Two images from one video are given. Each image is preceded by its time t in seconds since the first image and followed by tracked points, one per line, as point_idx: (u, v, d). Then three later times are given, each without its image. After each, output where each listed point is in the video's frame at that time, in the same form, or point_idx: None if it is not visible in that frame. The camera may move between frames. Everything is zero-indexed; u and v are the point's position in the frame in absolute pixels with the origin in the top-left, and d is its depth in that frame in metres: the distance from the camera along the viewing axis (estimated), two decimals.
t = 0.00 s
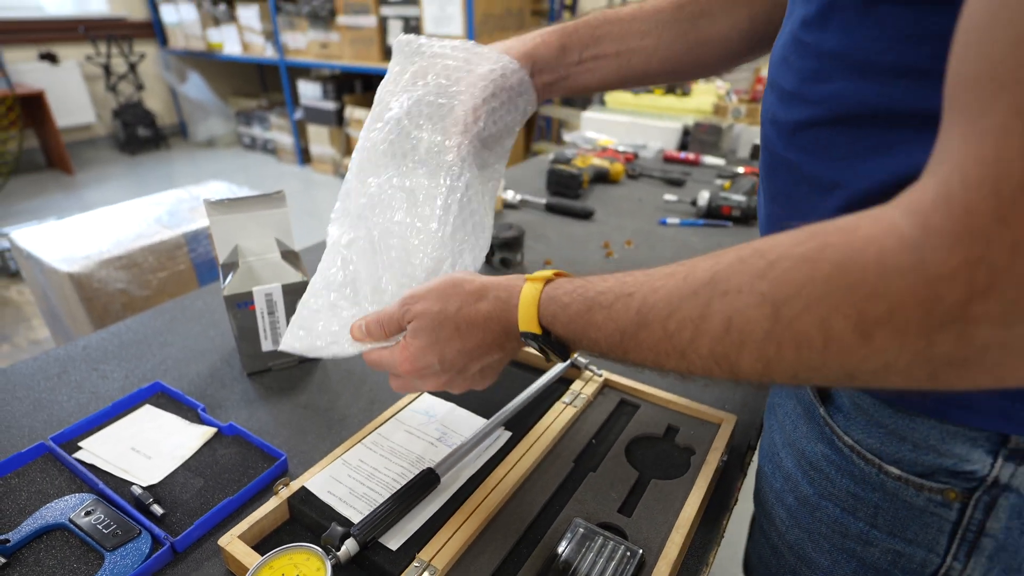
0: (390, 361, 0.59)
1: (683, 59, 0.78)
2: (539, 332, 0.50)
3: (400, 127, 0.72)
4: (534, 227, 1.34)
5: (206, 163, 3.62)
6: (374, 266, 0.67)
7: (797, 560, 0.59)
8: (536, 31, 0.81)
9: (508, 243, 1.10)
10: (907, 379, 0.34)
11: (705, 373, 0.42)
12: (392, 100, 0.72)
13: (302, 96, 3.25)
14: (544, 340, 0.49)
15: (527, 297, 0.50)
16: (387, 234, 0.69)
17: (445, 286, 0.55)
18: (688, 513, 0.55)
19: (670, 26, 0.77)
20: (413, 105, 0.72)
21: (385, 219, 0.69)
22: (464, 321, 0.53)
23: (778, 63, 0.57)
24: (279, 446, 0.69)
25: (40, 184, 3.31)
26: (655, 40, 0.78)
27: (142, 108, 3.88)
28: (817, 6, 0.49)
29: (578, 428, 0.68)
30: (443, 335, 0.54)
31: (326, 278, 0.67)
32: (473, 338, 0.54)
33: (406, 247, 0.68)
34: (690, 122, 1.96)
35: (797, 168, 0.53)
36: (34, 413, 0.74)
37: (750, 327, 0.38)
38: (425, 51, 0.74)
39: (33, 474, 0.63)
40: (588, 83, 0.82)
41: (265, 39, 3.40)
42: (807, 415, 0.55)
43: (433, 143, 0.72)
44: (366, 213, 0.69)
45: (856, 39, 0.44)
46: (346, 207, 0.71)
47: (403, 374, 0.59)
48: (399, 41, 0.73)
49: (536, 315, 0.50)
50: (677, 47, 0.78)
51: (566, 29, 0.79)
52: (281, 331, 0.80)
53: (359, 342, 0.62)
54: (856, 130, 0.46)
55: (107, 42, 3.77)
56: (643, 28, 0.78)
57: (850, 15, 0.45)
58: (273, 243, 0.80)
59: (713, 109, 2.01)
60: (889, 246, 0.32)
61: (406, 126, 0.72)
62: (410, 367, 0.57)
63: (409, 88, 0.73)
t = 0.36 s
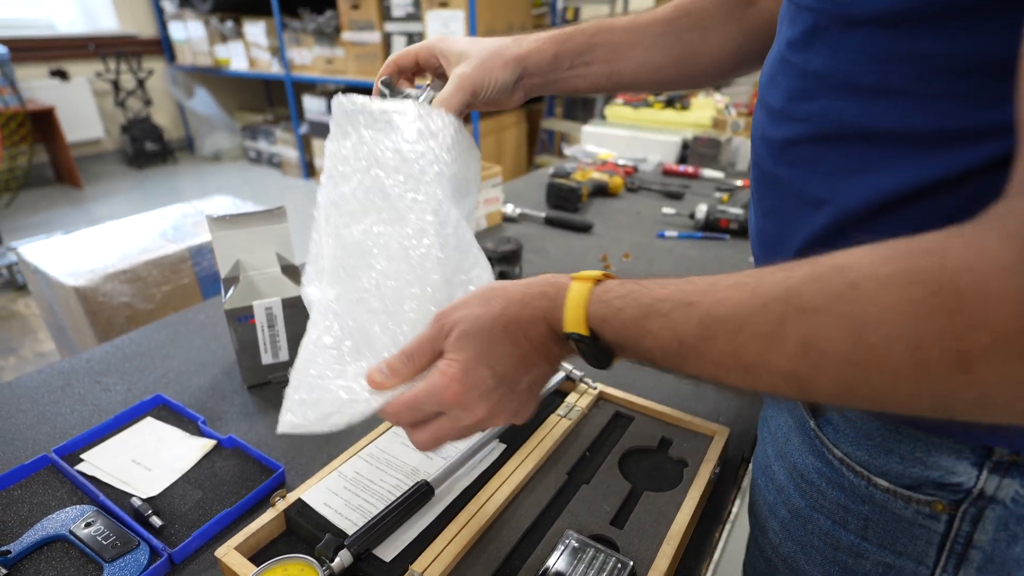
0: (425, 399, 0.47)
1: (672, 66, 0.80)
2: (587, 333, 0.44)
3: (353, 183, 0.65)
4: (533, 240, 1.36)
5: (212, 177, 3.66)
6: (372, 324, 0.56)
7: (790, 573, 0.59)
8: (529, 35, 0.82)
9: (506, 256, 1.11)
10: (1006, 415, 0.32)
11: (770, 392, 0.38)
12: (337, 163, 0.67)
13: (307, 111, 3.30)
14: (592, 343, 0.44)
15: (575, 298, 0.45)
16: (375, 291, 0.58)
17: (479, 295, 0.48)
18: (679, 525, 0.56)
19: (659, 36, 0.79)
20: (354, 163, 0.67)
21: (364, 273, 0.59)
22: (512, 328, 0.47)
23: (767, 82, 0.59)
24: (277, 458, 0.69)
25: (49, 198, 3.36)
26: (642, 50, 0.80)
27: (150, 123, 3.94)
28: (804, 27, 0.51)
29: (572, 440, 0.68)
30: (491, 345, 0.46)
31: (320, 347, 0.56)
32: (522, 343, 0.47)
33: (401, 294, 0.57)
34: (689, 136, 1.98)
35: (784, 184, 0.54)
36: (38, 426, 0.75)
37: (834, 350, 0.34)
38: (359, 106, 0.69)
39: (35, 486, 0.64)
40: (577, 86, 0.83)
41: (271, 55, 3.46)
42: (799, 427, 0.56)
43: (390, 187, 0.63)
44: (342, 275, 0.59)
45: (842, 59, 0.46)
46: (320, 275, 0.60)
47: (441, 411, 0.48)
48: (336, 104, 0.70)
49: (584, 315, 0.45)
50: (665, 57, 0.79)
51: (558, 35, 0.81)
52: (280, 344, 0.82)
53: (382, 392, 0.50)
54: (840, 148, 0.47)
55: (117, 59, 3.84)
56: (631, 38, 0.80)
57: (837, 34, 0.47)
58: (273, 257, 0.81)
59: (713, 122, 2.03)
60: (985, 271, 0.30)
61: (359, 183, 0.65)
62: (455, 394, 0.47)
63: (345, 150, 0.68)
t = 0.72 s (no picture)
0: (619, 395, 0.41)
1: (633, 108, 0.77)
2: (838, 356, 0.39)
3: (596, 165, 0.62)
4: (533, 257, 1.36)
5: (218, 193, 3.70)
6: (567, 314, 0.53)
7: None
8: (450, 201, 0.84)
9: (505, 272, 1.12)
10: None
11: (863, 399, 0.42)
12: (628, 142, 0.64)
13: (312, 128, 3.34)
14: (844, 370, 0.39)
15: (823, 317, 0.40)
16: (573, 274, 0.54)
17: (715, 300, 0.44)
18: (675, 546, 0.56)
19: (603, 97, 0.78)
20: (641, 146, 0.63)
21: (619, 267, 0.55)
22: (738, 337, 0.41)
23: (770, 117, 0.58)
24: (274, 477, 0.70)
25: (58, 215, 3.40)
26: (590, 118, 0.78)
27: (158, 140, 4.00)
28: (825, 61, 0.50)
29: (569, 459, 0.68)
30: (711, 354, 0.41)
31: (510, 329, 0.53)
32: (748, 363, 0.41)
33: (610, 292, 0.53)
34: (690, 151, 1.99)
35: (818, 217, 0.52)
36: (38, 444, 0.76)
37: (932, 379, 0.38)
38: (669, 97, 0.69)
39: (33, 505, 0.64)
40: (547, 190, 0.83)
41: (277, 74, 3.51)
42: (817, 456, 0.57)
43: (668, 181, 0.62)
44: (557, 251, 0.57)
45: (881, 90, 0.46)
46: (537, 246, 0.58)
47: (632, 414, 0.43)
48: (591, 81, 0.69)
49: (835, 338, 0.40)
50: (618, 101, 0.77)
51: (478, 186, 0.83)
52: (279, 362, 0.82)
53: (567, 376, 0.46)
54: (881, 179, 0.47)
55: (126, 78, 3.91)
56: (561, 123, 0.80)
57: (871, 67, 0.47)
58: (273, 275, 0.81)
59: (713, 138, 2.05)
60: None
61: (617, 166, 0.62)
62: (658, 398, 0.40)
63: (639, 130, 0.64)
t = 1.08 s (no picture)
0: (645, 384, 0.47)
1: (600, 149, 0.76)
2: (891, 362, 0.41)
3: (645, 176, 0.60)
4: (534, 265, 1.36)
5: (218, 202, 3.71)
6: (608, 302, 0.55)
7: None
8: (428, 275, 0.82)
9: (506, 281, 1.11)
10: None
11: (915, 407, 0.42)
12: (677, 149, 0.62)
13: (313, 137, 3.34)
14: (897, 376, 0.40)
15: (874, 323, 0.43)
16: (616, 266, 0.55)
17: (756, 304, 0.47)
18: (679, 559, 0.55)
19: (569, 145, 0.76)
20: (693, 156, 0.62)
21: (660, 258, 0.56)
22: (771, 341, 0.44)
23: (788, 143, 0.53)
24: (272, 488, 0.68)
25: (57, 223, 3.40)
26: (559, 167, 0.77)
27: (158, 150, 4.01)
28: (865, 84, 0.46)
29: (571, 470, 0.67)
30: (741, 355, 0.44)
31: (551, 310, 0.55)
32: (779, 367, 0.44)
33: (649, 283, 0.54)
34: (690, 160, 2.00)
35: (860, 244, 0.48)
36: (32, 455, 0.75)
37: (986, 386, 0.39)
38: (713, 111, 0.67)
39: (25, 518, 0.63)
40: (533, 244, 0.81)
41: (278, 83, 3.53)
42: (856, 479, 0.54)
43: (717, 188, 0.60)
44: (600, 244, 0.57)
45: (939, 110, 0.42)
46: (581, 240, 0.60)
47: (656, 404, 0.47)
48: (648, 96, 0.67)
49: (890, 343, 0.41)
50: (585, 144, 0.76)
51: (454, 255, 0.80)
52: (277, 371, 0.82)
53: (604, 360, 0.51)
54: (940, 202, 0.43)
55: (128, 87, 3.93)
56: (527, 175, 0.78)
57: (926, 88, 0.43)
58: (273, 284, 0.81)
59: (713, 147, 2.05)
60: None
61: (669, 174, 0.60)
62: (680, 391, 0.45)
63: (688, 142, 0.63)
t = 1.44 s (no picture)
0: (642, 383, 0.46)
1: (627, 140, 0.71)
2: (899, 375, 0.37)
3: (653, 177, 0.59)
4: (539, 272, 1.34)
5: (222, 208, 3.71)
6: (613, 299, 0.55)
7: None
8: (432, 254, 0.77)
9: (511, 288, 1.09)
10: None
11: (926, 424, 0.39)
12: (688, 150, 0.61)
13: (317, 143, 3.34)
14: (902, 390, 0.37)
15: (881, 331, 0.39)
16: (624, 264, 0.55)
17: (762, 307, 0.44)
18: None
19: (597, 132, 0.71)
20: (704, 157, 0.60)
21: (667, 258, 0.55)
22: (776, 346, 0.42)
23: (805, 146, 0.50)
24: (272, 500, 0.67)
25: (62, 228, 3.41)
26: (584, 155, 0.71)
27: (163, 156, 4.02)
28: (884, 87, 0.43)
29: (578, 482, 0.66)
30: (741, 360, 0.42)
31: (552, 307, 0.56)
32: (780, 375, 0.42)
33: (655, 282, 0.54)
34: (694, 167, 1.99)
35: (876, 253, 0.44)
36: (29, 464, 0.73)
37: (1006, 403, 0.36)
38: (729, 114, 0.66)
39: (19, 529, 0.62)
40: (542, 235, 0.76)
41: (283, 90, 3.54)
42: (871, 495, 0.51)
43: (729, 189, 0.58)
44: (608, 242, 0.58)
45: (962, 117, 0.39)
46: (590, 238, 0.60)
47: (654, 403, 0.47)
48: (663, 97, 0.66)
49: (897, 353, 0.38)
50: (613, 133, 0.71)
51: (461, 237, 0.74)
52: (279, 380, 0.80)
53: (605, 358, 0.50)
54: (960, 212, 0.40)
55: (134, 94, 3.94)
56: (549, 160, 0.72)
57: (944, 94, 0.40)
58: (274, 291, 0.80)
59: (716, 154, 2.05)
60: None
61: (679, 175, 0.59)
62: (675, 392, 0.44)
63: (699, 144, 0.61)
